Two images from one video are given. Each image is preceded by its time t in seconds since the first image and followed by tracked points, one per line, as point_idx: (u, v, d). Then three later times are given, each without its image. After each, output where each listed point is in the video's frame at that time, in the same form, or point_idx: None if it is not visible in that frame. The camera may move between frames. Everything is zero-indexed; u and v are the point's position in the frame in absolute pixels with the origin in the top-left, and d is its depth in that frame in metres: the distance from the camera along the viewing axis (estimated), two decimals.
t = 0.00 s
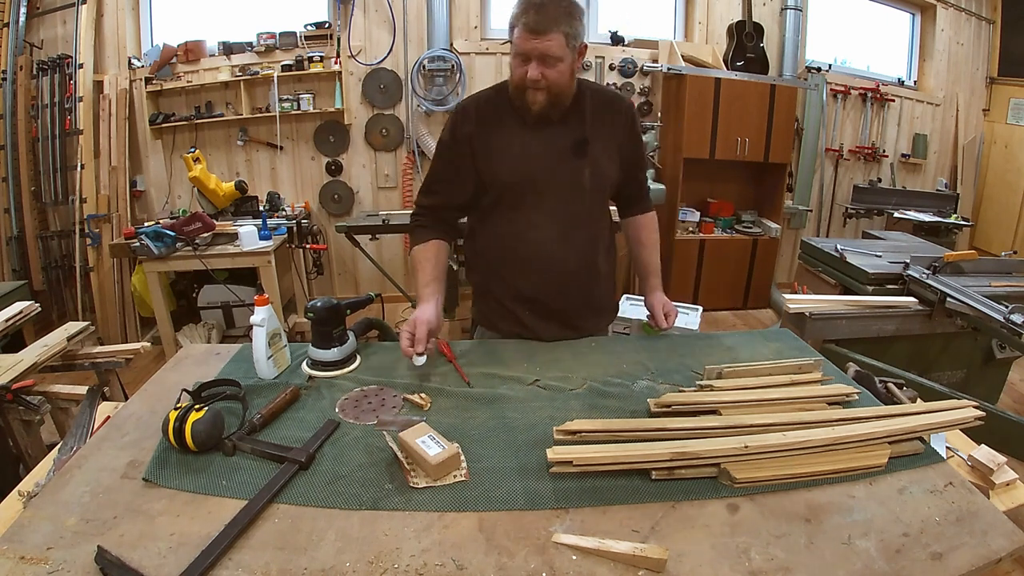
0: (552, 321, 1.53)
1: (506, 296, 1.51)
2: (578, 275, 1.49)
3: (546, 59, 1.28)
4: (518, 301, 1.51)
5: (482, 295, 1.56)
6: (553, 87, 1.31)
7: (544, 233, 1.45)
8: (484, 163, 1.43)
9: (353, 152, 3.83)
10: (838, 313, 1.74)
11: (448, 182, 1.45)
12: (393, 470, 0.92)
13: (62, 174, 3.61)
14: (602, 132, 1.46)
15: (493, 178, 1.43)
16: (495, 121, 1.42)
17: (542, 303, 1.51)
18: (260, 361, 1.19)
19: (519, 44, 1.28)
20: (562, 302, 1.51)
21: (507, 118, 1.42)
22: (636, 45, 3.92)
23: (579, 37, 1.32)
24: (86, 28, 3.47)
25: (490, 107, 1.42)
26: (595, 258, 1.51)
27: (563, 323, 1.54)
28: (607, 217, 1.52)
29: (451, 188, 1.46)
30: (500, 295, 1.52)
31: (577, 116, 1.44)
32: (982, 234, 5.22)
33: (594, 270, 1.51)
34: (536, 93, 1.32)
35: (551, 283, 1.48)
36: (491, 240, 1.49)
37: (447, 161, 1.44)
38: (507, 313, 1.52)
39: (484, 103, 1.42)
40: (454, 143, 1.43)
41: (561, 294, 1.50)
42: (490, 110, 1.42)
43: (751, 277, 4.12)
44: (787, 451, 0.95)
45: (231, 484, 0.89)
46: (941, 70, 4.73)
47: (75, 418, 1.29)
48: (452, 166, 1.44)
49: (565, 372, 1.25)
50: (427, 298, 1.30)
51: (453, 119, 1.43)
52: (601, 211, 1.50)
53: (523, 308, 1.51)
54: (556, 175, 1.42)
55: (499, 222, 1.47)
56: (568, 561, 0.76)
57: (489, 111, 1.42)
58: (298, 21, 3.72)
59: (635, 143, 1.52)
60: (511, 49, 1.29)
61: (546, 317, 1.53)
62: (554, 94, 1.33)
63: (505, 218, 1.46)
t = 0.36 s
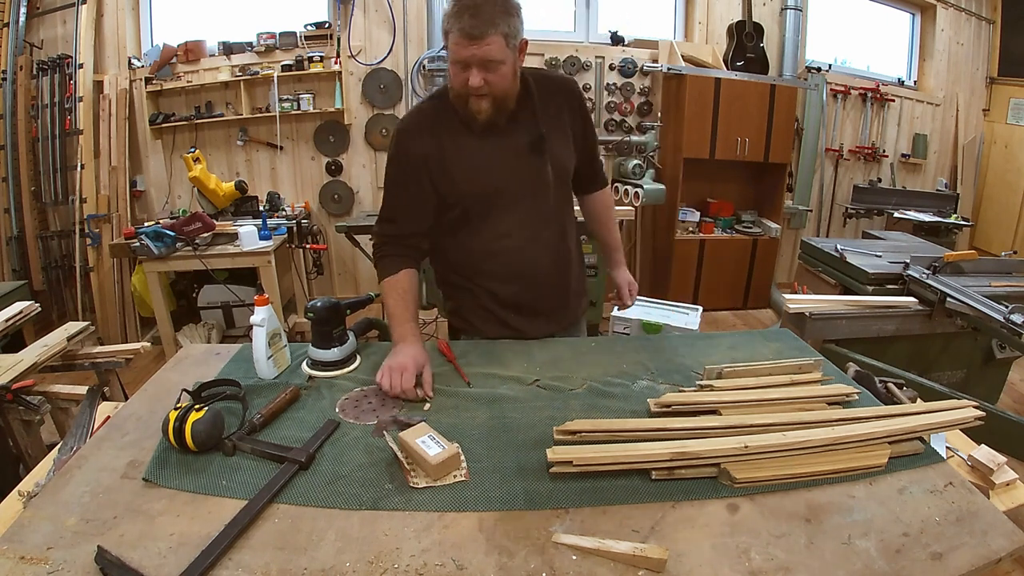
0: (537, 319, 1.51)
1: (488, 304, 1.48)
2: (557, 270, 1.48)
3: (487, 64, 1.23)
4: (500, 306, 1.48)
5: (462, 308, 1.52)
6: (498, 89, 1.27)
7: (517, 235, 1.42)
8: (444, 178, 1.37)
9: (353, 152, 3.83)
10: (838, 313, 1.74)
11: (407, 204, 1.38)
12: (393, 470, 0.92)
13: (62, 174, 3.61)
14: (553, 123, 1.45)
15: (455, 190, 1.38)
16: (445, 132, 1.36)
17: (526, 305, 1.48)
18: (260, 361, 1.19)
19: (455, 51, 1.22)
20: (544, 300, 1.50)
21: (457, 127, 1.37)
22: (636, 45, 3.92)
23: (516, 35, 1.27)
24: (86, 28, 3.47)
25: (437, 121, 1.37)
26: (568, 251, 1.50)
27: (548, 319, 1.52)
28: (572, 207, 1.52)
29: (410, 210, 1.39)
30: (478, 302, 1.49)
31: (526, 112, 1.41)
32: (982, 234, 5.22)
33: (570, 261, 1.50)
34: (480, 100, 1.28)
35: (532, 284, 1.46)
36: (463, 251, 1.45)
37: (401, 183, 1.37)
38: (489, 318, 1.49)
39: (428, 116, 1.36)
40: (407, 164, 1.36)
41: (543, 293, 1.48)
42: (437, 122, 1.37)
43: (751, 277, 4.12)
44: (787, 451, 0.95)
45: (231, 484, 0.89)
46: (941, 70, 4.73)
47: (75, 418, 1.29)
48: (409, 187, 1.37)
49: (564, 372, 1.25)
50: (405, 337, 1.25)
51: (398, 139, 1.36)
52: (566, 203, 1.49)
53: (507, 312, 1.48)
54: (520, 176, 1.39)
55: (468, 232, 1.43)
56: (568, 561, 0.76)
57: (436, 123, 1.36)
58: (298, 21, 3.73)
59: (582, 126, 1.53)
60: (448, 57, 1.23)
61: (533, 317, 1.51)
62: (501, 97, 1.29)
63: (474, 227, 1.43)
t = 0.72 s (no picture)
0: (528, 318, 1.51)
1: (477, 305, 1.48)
2: (545, 267, 1.49)
3: (473, 61, 1.22)
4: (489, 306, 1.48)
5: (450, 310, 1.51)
6: (484, 86, 1.27)
7: (505, 233, 1.42)
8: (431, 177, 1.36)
9: (353, 151, 3.83)
10: (838, 313, 1.74)
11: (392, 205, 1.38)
12: (393, 471, 0.92)
13: (62, 174, 3.61)
14: (535, 119, 1.45)
15: (443, 189, 1.37)
16: (429, 130, 1.36)
17: (515, 304, 1.48)
18: (260, 361, 1.19)
19: (440, 48, 1.21)
20: (533, 299, 1.50)
21: (442, 126, 1.36)
22: (636, 45, 3.93)
23: (500, 32, 1.27)
24: (86, 28, 3.47)
25: (421, 120, 1.36)
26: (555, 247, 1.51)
27: (538, 317, 1.52)
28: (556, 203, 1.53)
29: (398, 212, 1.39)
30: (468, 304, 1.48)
31: (509, 108, 1.41)
32: (982, 234, 5.22)
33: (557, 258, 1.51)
34: (466, 97, 1.27)
35: (521, 283, 1.47)
36: (450, 252, 1.44)
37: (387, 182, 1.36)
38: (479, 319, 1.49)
39: (412, 115, 1.36)
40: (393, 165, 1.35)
41: (532, 291, 1.49)
42: (421, 122, 1.36)
43: (751, 277, 4.12)
44: (787, 451, 0.95)
45: (231, 484, 0.89)
46: (941, 71, 4.73)
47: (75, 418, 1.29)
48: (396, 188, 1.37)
49: (564, 372, 1.25)
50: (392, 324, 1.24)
51: (383, 139, 1.35)
52: (551, 200, 1.50)
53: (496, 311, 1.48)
54: (507, 173, 1.39)
55: (455, 232, 1.43)
56: (568, 561, 0.76)
57: (420, 121, 1.36)
58: (298, 21, 3.72)
59: (562, 122, 1.54)
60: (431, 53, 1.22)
61: (523, 316, 1.51)
62: (485, 93, 1.29)
63: (462, 227, 1.42)
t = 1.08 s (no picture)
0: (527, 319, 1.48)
1: (477, 304, 1.46)
2: (544, 266, 1.48)
3: (477, 30, 1.25)
4: (489, 306, 1.46)
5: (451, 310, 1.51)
6: (488, 67, 1.28)
7: (503, 229, 1.42)
8: (431, 169, 1.37)
9: (353, 151, 3.83)
10: (838, 313, 1.74)
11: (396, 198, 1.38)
12: (393, 470, 0.92)
13: (62, 174, 3.61)
14: (536, 117, 1.46)
15: (442, 182, 1.38)
16: (431, 124, 1.38)
17: (514, 304, 1.46)
18: (260, 361, 1.19)
19: (446, 20, 1.23)
20: (533, 299, 1.48)
21: (444, 119, 1.38)
22: (636, 45, 3.93)
23: (502, 14, 1.30)
24: (86, 28, 3.47)
25: (425, 113, 1.39)
26: (555, 247, 1.50)
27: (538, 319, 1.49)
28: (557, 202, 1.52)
29: (400, 205, 1.39)
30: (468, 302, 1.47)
31: (511, 103, 1.43)
32: (982, 234, 5.22)
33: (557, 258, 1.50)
34: (472, 73, 1.28)
35: (519, 282, 1.45)
36: (451, 248, 1.44)
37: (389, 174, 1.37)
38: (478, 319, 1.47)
39: (417, 108, 1.39)
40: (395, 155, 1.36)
41: (531, 291, 1.47)
42: (424, 115, 1.38)
43: (751, 277, 4.12)
44: (787, 451, 0.95)
45: (231, 484, 0.89)
46: (941, 71, 4.73)
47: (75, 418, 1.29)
48: (398, 180, 1.37)
49: (564, 372, 1.25)
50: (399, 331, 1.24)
51: (386, 130, 1.37)
52: (552, 199, 1.49)
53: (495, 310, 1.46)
54: (507, 168, 1.40)
55: (455, 229, 1.43)
56: (568, 561, 0.76)
57: (423, 114, 1.38)
58: (298, 21, 3.72)
59: (565, 123, 1.55)
60: (436, 28, 1.25)
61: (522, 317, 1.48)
62: (487, 77, 1.30)
63: (462, 223, 1.42)
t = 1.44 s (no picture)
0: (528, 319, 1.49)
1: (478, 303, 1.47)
2: (545, 267, 1.48)
3: (486, 38, 1.25)
4: (490, 305, 1.47)
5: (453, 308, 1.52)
6: (493, 72, 1.28)
7: (505, 229, 1.42)
8: (434, 169, 1.37)
9: (353, 151, 3.83)
10: (838, 313, 1.74)
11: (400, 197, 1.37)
12: (393, 470, 0.92)
13: (62, 174, 3.61)
14: (538, 117, 1.46)
15: (445, 182, 1.38)
16: (435, 123, 1.38)
17: (515, 303, 1.47)
18: (260, 361, 1.19)
19: (453, 27, 1.23)
20: (533, 299, 1.49)
21: (448, 120, 1.38)
22: (636, 45, 3.93)
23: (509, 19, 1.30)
24: (86, 28, 3.47)
25: (429, 112, 1.38)
26: (556, 248, 1.50)
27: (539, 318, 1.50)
28: (559, 202, 1.52)
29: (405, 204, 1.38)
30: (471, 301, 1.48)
31: (514, 104, 1.43)
32: (982, 234, 5.22)
33: (559, 258, 1.50)
34: (479, 79, 1.28)
35: (521, 281, 1.46)
36: (453, 247, 1.45)
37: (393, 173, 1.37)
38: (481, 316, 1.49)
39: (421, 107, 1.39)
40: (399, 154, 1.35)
41: (532, 291, 1.48)
42: (428, 114, 1.38)
43: (751, 277, 4.12)
44: (787, 451, 0.95)
45: (231, 484, 0.89)
46: (941, 71, 4.73)
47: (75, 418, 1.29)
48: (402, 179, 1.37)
49: (564, 372, 1.25)
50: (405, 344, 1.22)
51: (390, 130, 1.36)
52: (554, 199, 1.49)
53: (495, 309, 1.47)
54: (508, 168, 1.40)
55: (458, 229, 1.43)
56: (568, 561, 0.76)
57: (427, 114, 1.38)
58: (298, 21, 3.72)
59: (568, 123, 1.55)
60: (444, 34, 1.25)
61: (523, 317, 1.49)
62: (492, 81, 1.30)
63: (465, 224, 1.42)
